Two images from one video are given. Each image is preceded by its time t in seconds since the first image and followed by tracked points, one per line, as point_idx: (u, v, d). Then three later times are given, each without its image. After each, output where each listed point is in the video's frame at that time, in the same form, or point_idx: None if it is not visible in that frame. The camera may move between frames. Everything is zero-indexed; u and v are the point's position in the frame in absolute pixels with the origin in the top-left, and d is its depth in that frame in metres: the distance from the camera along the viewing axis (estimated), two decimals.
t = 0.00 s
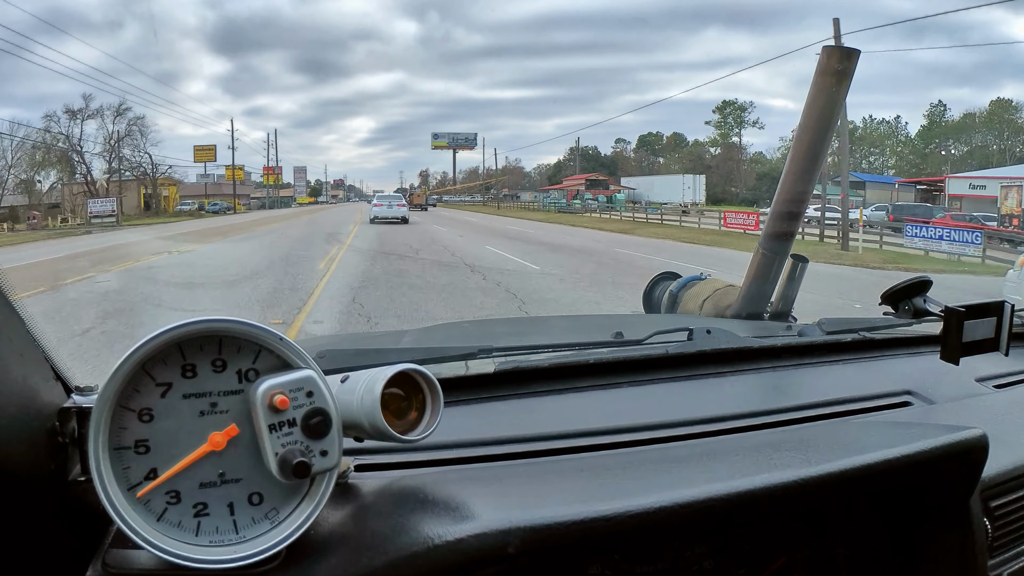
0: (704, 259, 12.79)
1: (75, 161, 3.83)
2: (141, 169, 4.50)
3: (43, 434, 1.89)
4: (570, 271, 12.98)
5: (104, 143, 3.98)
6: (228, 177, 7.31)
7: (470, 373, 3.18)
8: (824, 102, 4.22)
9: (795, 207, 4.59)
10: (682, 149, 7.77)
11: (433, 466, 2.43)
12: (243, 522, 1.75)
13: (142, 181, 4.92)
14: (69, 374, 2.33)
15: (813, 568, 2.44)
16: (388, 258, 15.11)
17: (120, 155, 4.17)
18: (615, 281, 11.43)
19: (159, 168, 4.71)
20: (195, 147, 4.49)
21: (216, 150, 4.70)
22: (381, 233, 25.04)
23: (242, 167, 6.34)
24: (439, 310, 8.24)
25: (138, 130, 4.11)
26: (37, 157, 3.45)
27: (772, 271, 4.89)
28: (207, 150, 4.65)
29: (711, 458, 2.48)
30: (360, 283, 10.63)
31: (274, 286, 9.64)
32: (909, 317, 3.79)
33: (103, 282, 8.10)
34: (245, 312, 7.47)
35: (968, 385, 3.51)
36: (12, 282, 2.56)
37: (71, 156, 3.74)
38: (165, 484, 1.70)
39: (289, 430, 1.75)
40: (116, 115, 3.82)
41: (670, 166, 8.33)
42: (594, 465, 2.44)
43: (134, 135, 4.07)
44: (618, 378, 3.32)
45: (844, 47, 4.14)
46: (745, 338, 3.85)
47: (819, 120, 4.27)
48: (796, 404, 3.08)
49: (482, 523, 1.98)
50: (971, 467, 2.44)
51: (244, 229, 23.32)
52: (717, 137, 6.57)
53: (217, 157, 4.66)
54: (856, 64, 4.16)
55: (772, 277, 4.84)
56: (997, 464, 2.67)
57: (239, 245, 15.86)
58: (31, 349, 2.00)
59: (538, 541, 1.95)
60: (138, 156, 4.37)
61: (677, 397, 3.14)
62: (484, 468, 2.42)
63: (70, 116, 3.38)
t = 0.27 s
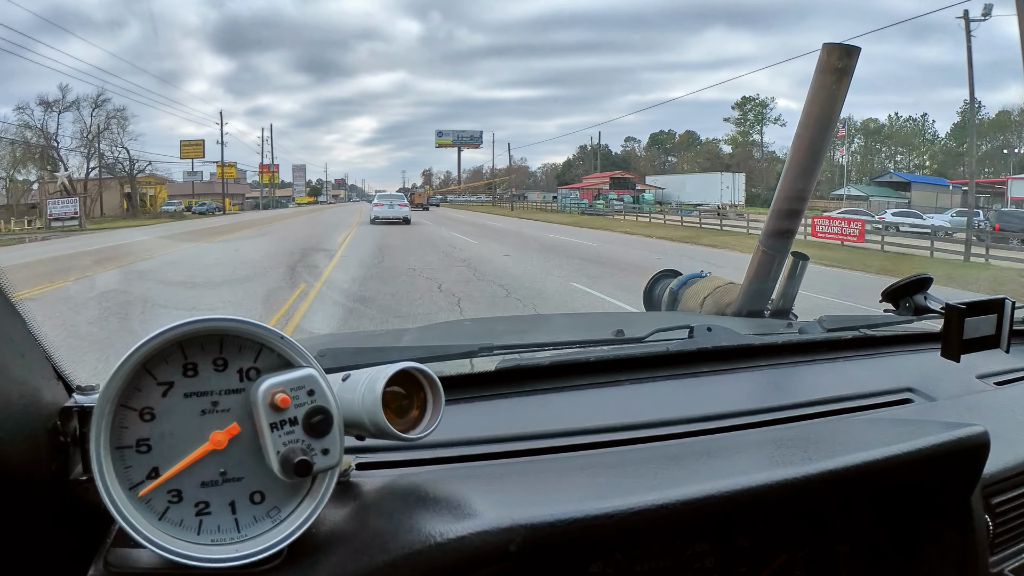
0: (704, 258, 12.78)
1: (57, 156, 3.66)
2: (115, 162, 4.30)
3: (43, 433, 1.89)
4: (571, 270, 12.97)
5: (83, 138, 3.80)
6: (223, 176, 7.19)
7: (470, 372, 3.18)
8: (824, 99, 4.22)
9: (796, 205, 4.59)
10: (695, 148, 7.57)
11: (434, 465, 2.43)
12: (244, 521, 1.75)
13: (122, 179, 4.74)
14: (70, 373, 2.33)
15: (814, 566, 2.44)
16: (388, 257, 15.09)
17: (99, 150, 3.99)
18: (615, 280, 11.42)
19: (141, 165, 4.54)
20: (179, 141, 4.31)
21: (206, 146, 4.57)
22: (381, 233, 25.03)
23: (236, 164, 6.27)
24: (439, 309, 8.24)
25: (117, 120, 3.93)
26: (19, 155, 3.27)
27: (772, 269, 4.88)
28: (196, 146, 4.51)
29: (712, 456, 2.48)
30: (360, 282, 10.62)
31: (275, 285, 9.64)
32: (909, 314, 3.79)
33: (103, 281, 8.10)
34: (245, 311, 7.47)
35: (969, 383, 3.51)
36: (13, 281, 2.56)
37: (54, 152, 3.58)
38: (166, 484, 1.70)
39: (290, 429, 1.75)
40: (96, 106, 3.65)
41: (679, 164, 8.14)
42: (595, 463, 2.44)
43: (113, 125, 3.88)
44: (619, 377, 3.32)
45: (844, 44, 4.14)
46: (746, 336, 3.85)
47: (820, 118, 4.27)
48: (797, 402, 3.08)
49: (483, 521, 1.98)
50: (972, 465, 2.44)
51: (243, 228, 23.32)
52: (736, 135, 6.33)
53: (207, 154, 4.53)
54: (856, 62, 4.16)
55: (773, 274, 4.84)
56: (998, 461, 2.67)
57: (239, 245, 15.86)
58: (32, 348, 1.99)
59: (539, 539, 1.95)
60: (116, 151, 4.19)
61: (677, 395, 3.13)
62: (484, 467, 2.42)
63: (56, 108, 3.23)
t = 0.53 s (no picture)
0: (704, 258, 12.77)
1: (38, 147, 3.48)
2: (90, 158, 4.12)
3: (42, 433, 1.88)
4: (571, 270, 12.96)
5: (56, 131, 3.59)
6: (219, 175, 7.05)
7: (471, 372, 3.18)
8: (824, 99, 4.22)
9: (795, 205, 4.58)
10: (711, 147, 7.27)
11: (435, 465, 2.43)
12: (244, 521, 1.75)
13: (97, 177, 4.53)
14: (70, 373, 2.33)
15: (814, 566, 2.44)
16: (388, 258, 15.09)
17: (72, 145, 3.79)
18: (615, 280, 11.41)
19: (118, 161, 4.35)
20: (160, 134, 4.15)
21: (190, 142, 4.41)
22: (381, 233, 25.03)
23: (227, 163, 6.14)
24: (438, 309, 8.23)
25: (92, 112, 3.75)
26: None
27: (772, 269, 4.88)
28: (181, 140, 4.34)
29: (711, 456, 2.48)
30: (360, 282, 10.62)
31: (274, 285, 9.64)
32: (909, 314, 3.79)
33: (103, 281, 8.10)
34: (244, 311, 7.47)
35: (969, 383, 3.51)
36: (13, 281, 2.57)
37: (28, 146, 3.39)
38: (165, 484, 1.70)
39: (290, 429, 1.75)
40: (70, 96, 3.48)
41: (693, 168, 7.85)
42: (594, 463, 2.44)
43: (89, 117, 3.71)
44: (619, 376, 3.32)
45: (844, 44, 4.15)
46: (746, 336, 3.85)
47: (820, 117, 4.27)
48: (797, 402, 3.08)
49: (482, 521, 1.98)
50: (972, 465, 2.44)
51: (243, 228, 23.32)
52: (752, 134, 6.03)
53: (190, 150, 4.38)
54: (856, 61, 4.16)
55: (773, 274, 4.84)
56: (997, 462, 2.67)
57: (238, 245, 15.87)
58: (31, 348, 1.99)
59: (539, 539, 1.95)
60: (89, 146, 3.98)
61: (677, 395, 3.13)
62: (484, 467, 2.42)
63: (29, 99, 3.05)
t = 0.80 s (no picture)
0: (704, 258, 12.78)
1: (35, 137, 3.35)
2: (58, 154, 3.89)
3: (42, 434, 1.88)
4: (570, 271, 12.97)
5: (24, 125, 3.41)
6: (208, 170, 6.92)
7: (471, 373, 3.18)
8: (824, 99, 4.21)
9: (795, 206, 4.58)
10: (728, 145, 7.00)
11: (435, 465, 2.43)
12: (245, 522, 1.75)
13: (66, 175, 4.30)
14: (69, 374, 2.33)
15: (814, 567, 2.44)
16: (388, 258, 15.10)
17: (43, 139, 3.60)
18: (614, 281, 11.43)
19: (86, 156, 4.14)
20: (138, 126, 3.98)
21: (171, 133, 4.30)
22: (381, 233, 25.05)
23: (213, 159, 6.04)
24: (437, 309, 8.24)
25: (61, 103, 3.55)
26: None
27: (772, 269, 4.88)
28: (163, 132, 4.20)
29: (711, 456, 2.48)
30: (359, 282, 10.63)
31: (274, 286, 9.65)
32: (910, 315, 3.78)
33: (102, 281, 8.11)
34: (243, 311, 7.48)
35: (969, 383, 3.51)
36: (12, 281, 2.56)
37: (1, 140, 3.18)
38: (166, 484, 1.70)
39: (290, 430, 1.75)
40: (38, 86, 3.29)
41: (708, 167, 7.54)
42: (594, 464, 2.44)
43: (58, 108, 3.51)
44: (619, 377, 3.32)
45: (844, 45, 4.15)
46: (746, 337, 3.85)
47: (819, 118, 4.27)
48: (797, 402, 3.08)
49: (482, 522, 1.98)
50: (972, 465, 2.44)
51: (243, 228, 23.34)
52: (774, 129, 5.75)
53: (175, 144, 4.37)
54: (856, 62, 4.16)
55: (773, 275, 4.84)
56: (998, 463, 2.67)
57: (238, 245, 15.89)
58: (31, 349, 1.99)
59: (539, 540, 1.95)
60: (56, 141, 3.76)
61: (677, 396, 3.13)
62: (484, 467, 2.42)
63: None
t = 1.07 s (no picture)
0: (704, 258, 12.79)
1: (17, 130, 3.13)
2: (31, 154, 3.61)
3: (43, 433, 1.89)
4: (571, 271, 12.99)
5: None
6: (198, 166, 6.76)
7: (471, 373, 3.18)
8: (824, 100, 4.22)
9: (795, 207, 4.59)
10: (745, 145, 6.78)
11: (434, 466, 2.43)
12: (244, 522, 1.75)
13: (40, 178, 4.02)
14: (69, 374, 2.34)
15: (814, 568, 2.44)
16: (388, 258, 15.13)
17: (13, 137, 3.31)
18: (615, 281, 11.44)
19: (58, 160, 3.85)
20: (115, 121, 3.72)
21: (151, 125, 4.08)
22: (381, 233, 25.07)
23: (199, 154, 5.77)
24: (437, 309, 8.25)
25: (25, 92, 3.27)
26: None
27: (772, 270, 4.88)
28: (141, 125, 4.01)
29: (711, 457, 2.48)
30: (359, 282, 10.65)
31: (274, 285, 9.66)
32: (910, 315, 3.78)
33: (103, 281, 8.12)
34: (243, 311, 7.49)
35: (969, 384, 3.51)
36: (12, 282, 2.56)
37: None
38: (165, 484, 1.70)
39: (290, 430, 1.75)
40: None
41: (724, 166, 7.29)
42: (594, 464, 2.45)
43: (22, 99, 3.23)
44: (618, 377, 3.32)
45: (843, 46, 4.16)
46: (745, 337, 3.86)
47: (819, 119, 4.27)
48: (796, 403, 3.08)
49: (482, 522, 1.98)
50: (972, 466, 2.44)
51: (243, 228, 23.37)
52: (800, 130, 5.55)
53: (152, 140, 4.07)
54: (856, 63, 4.17)
55: (773, 276, 4.84)
56: (997, 463, 2.67)
57: (238, 244, 15.91)
58: (31, 348, 1.99)
59: (538, 541, 1.95)
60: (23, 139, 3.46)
61: (676, 396, 3.14)
62: (484, 468, 2.42)
63: None
